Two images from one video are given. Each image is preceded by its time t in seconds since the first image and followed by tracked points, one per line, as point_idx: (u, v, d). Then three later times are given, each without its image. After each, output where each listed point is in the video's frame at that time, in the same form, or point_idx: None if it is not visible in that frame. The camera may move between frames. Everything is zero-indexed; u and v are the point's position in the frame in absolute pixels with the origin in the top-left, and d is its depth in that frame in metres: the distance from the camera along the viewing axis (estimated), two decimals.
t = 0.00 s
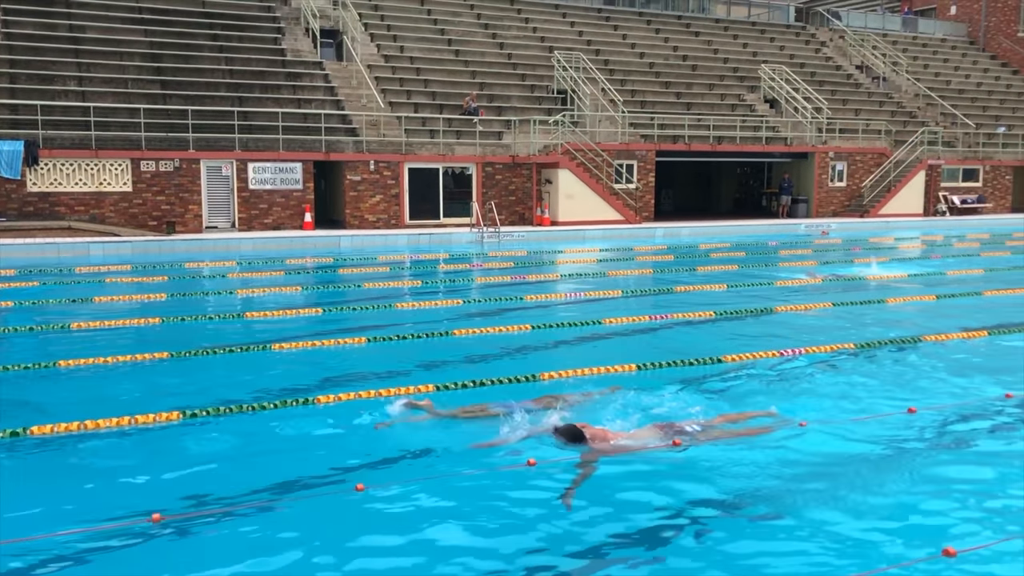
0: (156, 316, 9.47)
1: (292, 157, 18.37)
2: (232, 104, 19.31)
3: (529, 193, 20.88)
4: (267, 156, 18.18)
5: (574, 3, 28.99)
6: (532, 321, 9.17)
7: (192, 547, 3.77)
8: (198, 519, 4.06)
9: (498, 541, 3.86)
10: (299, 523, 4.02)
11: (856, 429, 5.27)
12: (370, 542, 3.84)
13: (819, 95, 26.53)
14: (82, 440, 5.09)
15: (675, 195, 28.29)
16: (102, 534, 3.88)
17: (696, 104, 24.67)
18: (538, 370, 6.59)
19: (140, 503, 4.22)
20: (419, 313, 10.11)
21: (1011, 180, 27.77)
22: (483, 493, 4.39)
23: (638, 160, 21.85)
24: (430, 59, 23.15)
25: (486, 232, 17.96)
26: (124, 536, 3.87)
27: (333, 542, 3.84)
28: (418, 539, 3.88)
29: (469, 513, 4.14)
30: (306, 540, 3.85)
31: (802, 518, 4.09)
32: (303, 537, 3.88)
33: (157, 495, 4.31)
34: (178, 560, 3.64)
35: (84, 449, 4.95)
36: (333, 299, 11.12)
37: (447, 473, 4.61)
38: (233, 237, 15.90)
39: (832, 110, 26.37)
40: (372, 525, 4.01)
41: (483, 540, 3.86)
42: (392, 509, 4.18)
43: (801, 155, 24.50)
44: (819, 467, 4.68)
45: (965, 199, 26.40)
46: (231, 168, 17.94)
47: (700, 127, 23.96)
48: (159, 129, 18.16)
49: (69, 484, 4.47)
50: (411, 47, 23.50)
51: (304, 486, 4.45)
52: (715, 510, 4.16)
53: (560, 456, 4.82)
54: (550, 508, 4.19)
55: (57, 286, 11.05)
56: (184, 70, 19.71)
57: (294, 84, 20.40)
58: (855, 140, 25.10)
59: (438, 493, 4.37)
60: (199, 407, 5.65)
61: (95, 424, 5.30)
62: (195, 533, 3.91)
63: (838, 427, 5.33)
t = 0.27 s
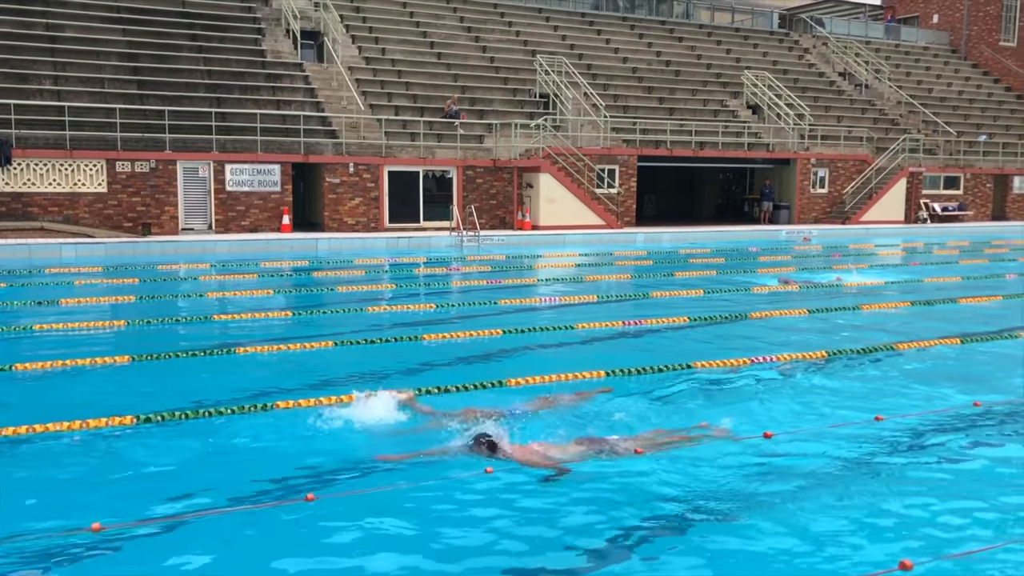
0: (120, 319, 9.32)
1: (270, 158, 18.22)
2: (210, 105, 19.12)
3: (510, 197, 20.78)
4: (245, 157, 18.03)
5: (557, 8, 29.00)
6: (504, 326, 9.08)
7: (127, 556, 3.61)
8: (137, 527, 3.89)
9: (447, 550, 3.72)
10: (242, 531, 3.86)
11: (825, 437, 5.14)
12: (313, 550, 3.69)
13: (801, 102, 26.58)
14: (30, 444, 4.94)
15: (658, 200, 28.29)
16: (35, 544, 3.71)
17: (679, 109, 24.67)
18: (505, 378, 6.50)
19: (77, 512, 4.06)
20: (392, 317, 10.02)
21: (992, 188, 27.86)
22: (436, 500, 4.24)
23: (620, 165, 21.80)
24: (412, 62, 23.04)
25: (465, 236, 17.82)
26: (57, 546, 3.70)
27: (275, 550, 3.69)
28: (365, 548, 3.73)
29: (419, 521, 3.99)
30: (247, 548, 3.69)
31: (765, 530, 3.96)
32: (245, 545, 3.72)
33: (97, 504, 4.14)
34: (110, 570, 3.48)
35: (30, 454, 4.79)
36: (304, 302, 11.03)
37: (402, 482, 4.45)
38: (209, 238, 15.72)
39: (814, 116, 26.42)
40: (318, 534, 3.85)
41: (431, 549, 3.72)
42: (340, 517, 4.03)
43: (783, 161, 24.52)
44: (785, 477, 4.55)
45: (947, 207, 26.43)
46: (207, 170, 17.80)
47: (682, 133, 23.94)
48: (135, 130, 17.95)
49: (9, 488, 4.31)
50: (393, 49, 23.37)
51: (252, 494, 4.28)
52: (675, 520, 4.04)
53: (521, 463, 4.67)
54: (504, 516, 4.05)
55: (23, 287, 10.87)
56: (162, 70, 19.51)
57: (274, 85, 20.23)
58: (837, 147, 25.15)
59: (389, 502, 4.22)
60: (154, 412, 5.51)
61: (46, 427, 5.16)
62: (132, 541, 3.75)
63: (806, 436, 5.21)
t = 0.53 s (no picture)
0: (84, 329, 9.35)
1: (250, 161, 18.11)
2: (190, 107, 18.98)
3: (492, 200, 20.67)
4: (225, 159, 17.91)
5: (542, 12, 28.97)
6: (479, 331, 9.01)
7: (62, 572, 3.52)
8: (75, 543, 3.80)
9: (395, 566, 3.65)
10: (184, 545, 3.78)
11: (790, 443, 5.09)
12: (257, 565, 3.61)
13: (784, 106, 26.63)
14: None
15: (642, 205, 28.20)
16: None
17: (662, 113, 24.66)
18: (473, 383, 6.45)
19: (15, 525, 3.97)
20: (367, 322, 9.95)
21: (974, 193, 27.97)
22: (387, 511, 4.17)
23: (603, 168, 21.77)
24: (395, 64, 22.94)
25: (446, 239, 17.71)
26: None
27: (217, 565, 3.61)
28: (309, 563, 3.66)
29: (369, 535, 3.92)
30: (186, 564, 3.61)
31: (719, 541, 3.91)
32: (187, 560, 3.64)
33: (36, 517, 4.06)
34: None
35: None
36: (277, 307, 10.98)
37: (354, 492, 4.37)
38: (187, 241, 15.59)
39: (797, 121, 26.46)
40: (261, 548, 3.78)
41: (379, 564, 3.65)
42: (287, 530, 3.96)
43: (766, 165, 24.54)
44: (745, 485, 4.50)
45: (929, 211, 26.50)
46: (186, 172, 17.66)
47: (665, 136, 23.96)
48: (113, 132, 17.79)
49: None
50: (376, 52, 23.28)
51: (199, 507, 4.19)
52: (630, 531, 3.98)
53: (478, 472, 4.59)
54: (457, 528, 3.99)
55: None
56: (141, 72, 19.37)
57: (254, 87, 20.12)
58: (819, 151, 25.19)
59: (340, 513, 4.14)
60: (109, 420, 5.42)
61: None
62: (67, 558, 3.66)
63: (771, 441, 5.16)
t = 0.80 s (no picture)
0: (56, 332, 9.43)
1: (235, 164, 18.05)
2: (174, 109, 18.88)
3: (479, 202, 20.60)
4: (209, 162, 17.84)
5: (530, 13, 28.97)
6: (457, 334, 8.99)
7: None
8: (23, 553, 3.75)
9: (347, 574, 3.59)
10: (132, 555, 3.72)
11: (758, 448, 5.06)
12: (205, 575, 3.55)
13: (772, 107, 26.66)
14: None
15: (631, 206, 28.15)
16: None
17: (650, 114, 24.67)
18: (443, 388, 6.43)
19: None
20: (346, 326, 9.92)
21: (960, 193, 28.05)
22: (344, 519, 4.11)
23: (590, 170, 21.79)
24: (382, 67, 22.90)
25: (433, 241, 17.66)
26: None
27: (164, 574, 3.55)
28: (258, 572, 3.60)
29: (322, 544, 3.86)
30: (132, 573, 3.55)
31: (680, 546, 3.86)
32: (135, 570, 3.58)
33: None
34: None
35: None
36: (257, 311, 11.02)
37: (309, 501, 4.31)
38: (171, 245, 15.54)
39: (785, 122, 26.48)
40: (212, 557, 3.72)
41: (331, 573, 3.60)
42: (240, 539, 3.90)
43: (753, 167, 24.57)
44: (710, 490, 4.45)
45: (916, 212, 26.58)
46: (171, 175, 17.58)
47: (652, 138, 23.99)
48: (97, 135, 17.70)
49: None
50: (363, 54, 23.22)
51: (151, 515, 4.14)
52: (590, 537, 3.93)
53: (437, 482, 4.54)
54: (413, 536, 3.93)
55: None
56: (126, 75, 19.28)
57: (240, 90, 20.06)
58: (807, 152, 25.23)
59: (295, 521, 4.09)
60: (68, 427, 5.40)
61: None
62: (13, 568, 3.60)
63: (739, 445, 5.12)
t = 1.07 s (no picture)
0: (28, 339, 9.26)
1: (220, 168, 17.98)
2: (160, 114, 18.79)
3: (466, 204, 20.65)
4: (195, 167, 17.77)
5: (518, 15, 28.95)
6: (436, 338, 8.93)
7: None
8: None
9: None
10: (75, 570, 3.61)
11: (725, 452, 5.00)
12: None
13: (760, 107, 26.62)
14: None
15: (621, 207, 28.10)
16: None
17: (638, 115, 24.64)
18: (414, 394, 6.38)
19: None
20: (326, 330, 9.88)
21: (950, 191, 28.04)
22: (299, 530, 4.01)
23: (578, 171, 21.75)
24: (369, 69, 22.83)
25: (419, 244, 17.58)
26: None
27: None
28: None
29: (275, 554, 3.76)
30: None
31: (641, 554, 3.77)
32: None
33: None
34: None
35: None
36: (237, 316, 10.97)
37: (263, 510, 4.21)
38: (154, 250, 15.47)
39: (774, 121, 26.46)
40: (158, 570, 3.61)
41: None
42: (189, 550, 3.79)
43: (742, 166, 24.54)
44: (677, 496, 4.37)
45: (906, 209, 26.56)
46: (156, 180, 17.50)
47: (641, 138, 23.96)
48: (81, 141, 17.60)
49: None
50: (350, 57, 23.14)
51: (100, 528, 4.03)
52: (549, 545, 3.84)
53: (394, 489, 4.48)
54: (369, 546, 3.84)
55: None
56: (110, 80, 19.18)
57: (225, 94, 19.97)
58: (796, 151, 25.21)
59: (247, 532, 3.98)
60: (30, 437, 5.34)
61: None
62: None
63: (709, 449, 5.04)
